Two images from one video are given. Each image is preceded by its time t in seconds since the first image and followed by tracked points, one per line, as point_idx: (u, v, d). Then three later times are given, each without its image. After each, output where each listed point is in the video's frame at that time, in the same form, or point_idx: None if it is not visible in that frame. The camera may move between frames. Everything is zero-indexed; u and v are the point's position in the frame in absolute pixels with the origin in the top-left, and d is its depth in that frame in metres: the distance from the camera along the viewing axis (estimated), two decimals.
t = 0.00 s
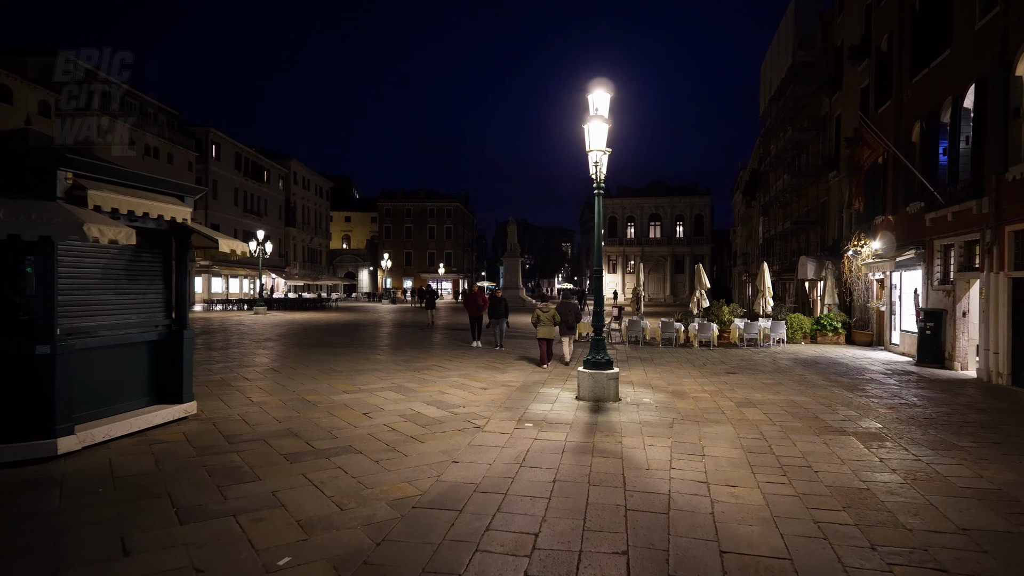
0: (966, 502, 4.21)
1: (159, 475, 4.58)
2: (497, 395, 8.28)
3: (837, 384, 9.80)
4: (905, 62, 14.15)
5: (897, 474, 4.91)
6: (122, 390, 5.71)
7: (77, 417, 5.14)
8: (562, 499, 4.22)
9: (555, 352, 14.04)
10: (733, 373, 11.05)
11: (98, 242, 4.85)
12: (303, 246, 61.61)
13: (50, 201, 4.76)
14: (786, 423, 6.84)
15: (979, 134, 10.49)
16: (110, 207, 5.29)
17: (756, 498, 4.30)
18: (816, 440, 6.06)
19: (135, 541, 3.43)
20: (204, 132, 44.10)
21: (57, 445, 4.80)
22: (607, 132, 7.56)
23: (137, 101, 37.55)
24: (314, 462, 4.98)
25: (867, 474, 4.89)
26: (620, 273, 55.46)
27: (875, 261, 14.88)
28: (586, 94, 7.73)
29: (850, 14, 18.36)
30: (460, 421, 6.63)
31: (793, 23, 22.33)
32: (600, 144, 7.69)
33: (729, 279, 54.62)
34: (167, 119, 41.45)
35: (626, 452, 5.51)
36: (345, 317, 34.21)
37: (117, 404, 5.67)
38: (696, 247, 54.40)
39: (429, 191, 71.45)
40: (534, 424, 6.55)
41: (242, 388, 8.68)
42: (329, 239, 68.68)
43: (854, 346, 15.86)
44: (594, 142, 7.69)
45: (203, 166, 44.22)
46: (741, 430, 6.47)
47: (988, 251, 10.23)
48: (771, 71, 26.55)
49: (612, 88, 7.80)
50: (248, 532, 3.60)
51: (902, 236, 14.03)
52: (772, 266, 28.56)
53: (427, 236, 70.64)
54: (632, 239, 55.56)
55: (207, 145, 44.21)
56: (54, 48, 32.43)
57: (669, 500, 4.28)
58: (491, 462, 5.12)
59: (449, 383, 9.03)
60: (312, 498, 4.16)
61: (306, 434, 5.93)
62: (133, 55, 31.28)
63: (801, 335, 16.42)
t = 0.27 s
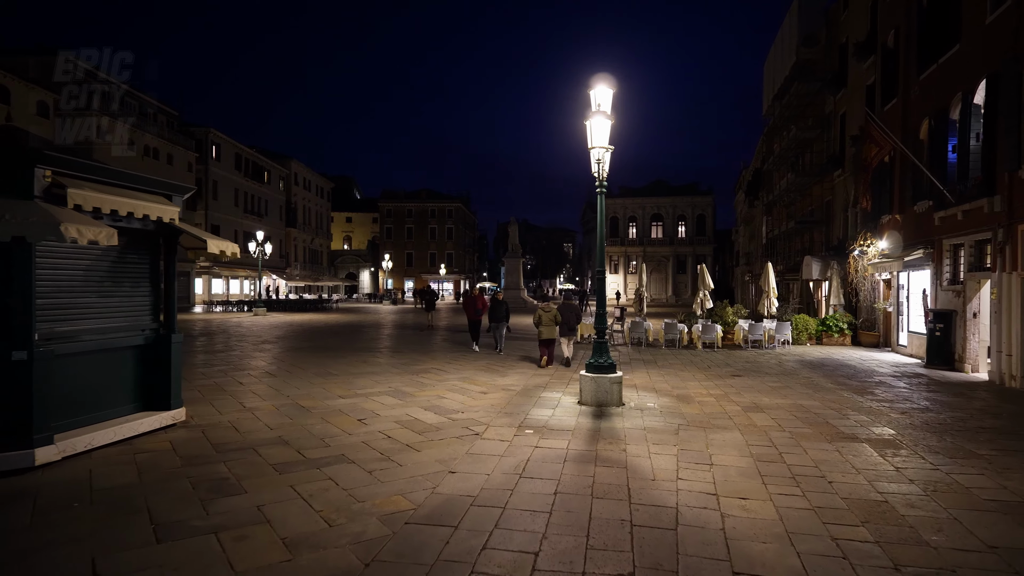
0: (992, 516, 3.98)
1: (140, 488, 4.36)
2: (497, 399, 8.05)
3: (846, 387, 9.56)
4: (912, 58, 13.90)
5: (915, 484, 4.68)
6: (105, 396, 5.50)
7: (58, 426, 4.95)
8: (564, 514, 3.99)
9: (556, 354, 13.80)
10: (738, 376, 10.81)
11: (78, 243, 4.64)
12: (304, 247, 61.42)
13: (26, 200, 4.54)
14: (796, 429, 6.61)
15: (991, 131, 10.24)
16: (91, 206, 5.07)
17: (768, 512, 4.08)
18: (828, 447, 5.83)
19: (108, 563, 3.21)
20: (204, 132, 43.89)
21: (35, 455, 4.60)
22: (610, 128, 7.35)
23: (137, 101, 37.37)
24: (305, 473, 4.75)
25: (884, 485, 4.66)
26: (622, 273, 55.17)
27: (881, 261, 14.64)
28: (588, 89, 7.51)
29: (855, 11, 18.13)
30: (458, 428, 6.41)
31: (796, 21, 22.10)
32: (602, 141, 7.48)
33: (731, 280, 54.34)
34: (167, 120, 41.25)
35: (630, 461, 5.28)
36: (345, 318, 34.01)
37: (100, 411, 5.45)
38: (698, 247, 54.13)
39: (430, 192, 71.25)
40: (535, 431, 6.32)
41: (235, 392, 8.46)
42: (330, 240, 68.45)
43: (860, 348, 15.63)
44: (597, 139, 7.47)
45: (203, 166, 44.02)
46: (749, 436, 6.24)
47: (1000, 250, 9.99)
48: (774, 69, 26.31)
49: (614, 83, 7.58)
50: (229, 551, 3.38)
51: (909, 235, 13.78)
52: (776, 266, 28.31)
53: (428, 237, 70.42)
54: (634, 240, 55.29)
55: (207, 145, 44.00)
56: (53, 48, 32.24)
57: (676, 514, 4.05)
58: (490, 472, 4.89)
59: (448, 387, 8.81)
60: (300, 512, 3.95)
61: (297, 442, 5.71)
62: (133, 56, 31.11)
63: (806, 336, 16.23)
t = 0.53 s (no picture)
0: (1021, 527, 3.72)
1: (118, 494, 4.15)
2: (497, 400, 7.82)
3: (855, 388, 9.31)
4: (921, 52, 13.62)
5: (936, 491, 4.43)
6: (87, 397, 5.31)
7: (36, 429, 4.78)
8: (565, 523, 3.75)
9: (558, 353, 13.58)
10: (744, 376, 10.57)
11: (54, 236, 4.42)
12: (306, 246, 61.28)
13: None
14: (807, 432, 6.35)
15: (1004, 125, 9.97)
16: (70, 199, 4.86)
17: (781, 521, 3.84)
18: (841, 451, 5.58)
19: None
20: (205, 131, 43.75)
21: (10, 460, 4.42)
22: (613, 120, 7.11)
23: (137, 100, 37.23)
24: (293, 478, 4.53)
25: (903, 492, 4.41)
26: (625, 272, 54.89)
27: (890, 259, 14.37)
28: (590, 80, 7.28)
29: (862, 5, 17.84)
30: (456, 429, 6.17)
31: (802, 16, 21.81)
32: (605, 133, 7.23)
33: (735, 279, 53.99)
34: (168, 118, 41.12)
35: (634, 465, 5.04)
36: (347, 317, 33.83)
37: (82, 413, 5.26)
38: (701, 246, 53.83)
39: (432, 191, 71.04)
40: (535, 433, 6.07)
41: (228, 392, 8.24)
42: (332, 239, 68.36)
43: (868, 347, 15.37)
44: (600, 131, 7.23)
45: (204, 165, 43.89)
46: (758, 439, 5.99)
47: (1014, 248, 9.72)
48: (779, 66, 26.02)
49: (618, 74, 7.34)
50: (205, 563, 3.16)
51: (918, 232, 13.51)
52: (781, 265, 28.02)
53: (430, 236, 70.21)
54: (637, 239, 55.01)
55: (208, 144, 43.85)
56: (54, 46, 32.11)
57: (684, 523, 3.81)
58: (487, 477, 4.65)
59: (447, 387, 8.58)
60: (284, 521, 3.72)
61: (287, 444, 5.48)
62: (133, 55, 30.96)
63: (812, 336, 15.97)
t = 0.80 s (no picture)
0: None
1: (91, 509, 3.91)
2: (496, 405, 7.59)
3: (866, 392, 9.06)
4: (930, 48, 13.35)
5: (960, 506, 4.17)
6: (66, 405, 5.08)
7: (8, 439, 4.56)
8: (566, 544, 3.51)
9: (561, 355, 13.34)
10: (750, 379, 10.31)
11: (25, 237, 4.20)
12: (308, 246, 61.14)
13: None
14: (819, 440, 6.10)
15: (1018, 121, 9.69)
16: (45, 197, 4.63)
17: (797, 541, 3.59)
18: (856, 461, 5.32)
19: None
20: (206, 131, 43.59)
21: None
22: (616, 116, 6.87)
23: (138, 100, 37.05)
24: (279, 493, 4.29)
25: (926, 507, 4.16)
26: (628, 272, 54.60)
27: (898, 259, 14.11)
28: (592, 75, 7.04)
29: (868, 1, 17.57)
30: (453, 438, 5.94)
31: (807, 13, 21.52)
32: (608, 128, 6.99)
33: (739, 279, 53.68)
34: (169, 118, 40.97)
35: (639, 477, 4.79)
36: (348, 318, 33.63)
37: (61, 421, 5.04)
38: (704, 246, 53.53)
39: (434, 191, 70.85)
40: (535, 442, 5.84)
41: (220, 395, 8.01)
42: (334, 239, 68.19)
43: (876, 349, 15.11)
44: (602, 127, 6.99)
45: (205, 165, 43.73)
46: (768, 448, 5.73)
47: None
48: (783, 64, 25.73)
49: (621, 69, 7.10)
50: None
51: (928, 232, 13.24)
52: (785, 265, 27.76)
53: (432, 236, 69.99)
54: (640, 239, 54.71)
55: (209, 144, 43.69)
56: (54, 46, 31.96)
57: (693, 543, 3.57)
58: (483, 491, 4.42)
59: (445, 392, 8.35)
60: (265, 541, 3.48)
61: (276, 455, 5.24)
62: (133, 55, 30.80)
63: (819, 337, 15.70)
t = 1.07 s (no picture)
0: None
1: (63, 521, 3.69)
2: (496, 408, 7.36)
3: (877, 395, 8.81)
4: (940, 43, 13.07)
5: (986, 520, 3.92)
6: (45, 410, 4.87)
7: None
8: (568, 561, 3.27)
9: (563, 356, 13.13)
10: (757, 381, 10.07)
11: None
12: (310, 246, 61.02)
13: None
14: (832, 446, 5.85)
15: None
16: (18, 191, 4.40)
17: (813, 559, 3.35)
18: (873, 470, 5.07)
19: None
20: (208, 130, 43.47)
21: None
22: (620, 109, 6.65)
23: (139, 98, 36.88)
24: (264, 503, 4.06)
25: (950, 521, 3.91)
26: (631, 272, 54.34)
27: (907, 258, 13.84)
28: (596, 68, 6.82)
29: None
30: (450, 443, 5.70)
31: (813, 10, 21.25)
32: (612, 123, 6.77)
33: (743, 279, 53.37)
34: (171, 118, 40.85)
35: (645, 487, 4.55)
36: (349, 318, 33.46)
37: (40, 426, 4.82)
38: (708, 246, 53.26)
39: (437, 191, 70.68)
40: (536, 448, 5.60)
41: (212, 397, 7.80)
42: (336, 239, 68.10)
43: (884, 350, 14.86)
44: (606, 121, 6.76)
45: (207, 165, 43.61)
46: (779, 455, 5.48)
47: None
48: (789, 62, 25.46)
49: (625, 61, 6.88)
50: None
51: (938, 231, 12.97)
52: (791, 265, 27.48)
53: (434, 235, 69.83)
54: (643, 238, 54.45)
55: (211, 143, 43.57)
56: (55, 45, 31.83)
57: (703, 560, 3.33)
58: (480, 502, 4.19)
59: (444, 394, 8.13)
60: (244, 557, 3.25)
61: (264, 461, 5.01)
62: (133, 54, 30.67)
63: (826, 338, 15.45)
